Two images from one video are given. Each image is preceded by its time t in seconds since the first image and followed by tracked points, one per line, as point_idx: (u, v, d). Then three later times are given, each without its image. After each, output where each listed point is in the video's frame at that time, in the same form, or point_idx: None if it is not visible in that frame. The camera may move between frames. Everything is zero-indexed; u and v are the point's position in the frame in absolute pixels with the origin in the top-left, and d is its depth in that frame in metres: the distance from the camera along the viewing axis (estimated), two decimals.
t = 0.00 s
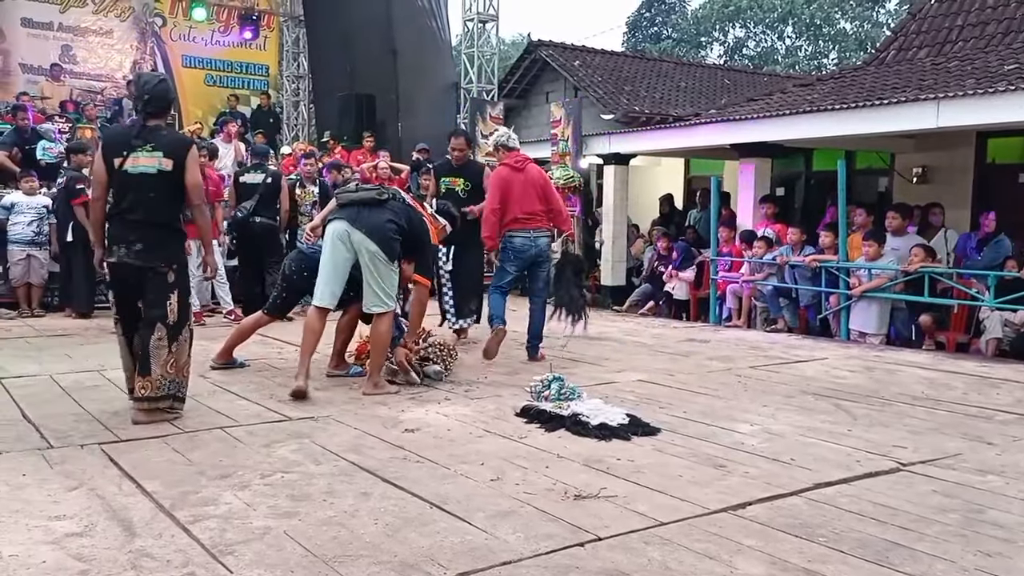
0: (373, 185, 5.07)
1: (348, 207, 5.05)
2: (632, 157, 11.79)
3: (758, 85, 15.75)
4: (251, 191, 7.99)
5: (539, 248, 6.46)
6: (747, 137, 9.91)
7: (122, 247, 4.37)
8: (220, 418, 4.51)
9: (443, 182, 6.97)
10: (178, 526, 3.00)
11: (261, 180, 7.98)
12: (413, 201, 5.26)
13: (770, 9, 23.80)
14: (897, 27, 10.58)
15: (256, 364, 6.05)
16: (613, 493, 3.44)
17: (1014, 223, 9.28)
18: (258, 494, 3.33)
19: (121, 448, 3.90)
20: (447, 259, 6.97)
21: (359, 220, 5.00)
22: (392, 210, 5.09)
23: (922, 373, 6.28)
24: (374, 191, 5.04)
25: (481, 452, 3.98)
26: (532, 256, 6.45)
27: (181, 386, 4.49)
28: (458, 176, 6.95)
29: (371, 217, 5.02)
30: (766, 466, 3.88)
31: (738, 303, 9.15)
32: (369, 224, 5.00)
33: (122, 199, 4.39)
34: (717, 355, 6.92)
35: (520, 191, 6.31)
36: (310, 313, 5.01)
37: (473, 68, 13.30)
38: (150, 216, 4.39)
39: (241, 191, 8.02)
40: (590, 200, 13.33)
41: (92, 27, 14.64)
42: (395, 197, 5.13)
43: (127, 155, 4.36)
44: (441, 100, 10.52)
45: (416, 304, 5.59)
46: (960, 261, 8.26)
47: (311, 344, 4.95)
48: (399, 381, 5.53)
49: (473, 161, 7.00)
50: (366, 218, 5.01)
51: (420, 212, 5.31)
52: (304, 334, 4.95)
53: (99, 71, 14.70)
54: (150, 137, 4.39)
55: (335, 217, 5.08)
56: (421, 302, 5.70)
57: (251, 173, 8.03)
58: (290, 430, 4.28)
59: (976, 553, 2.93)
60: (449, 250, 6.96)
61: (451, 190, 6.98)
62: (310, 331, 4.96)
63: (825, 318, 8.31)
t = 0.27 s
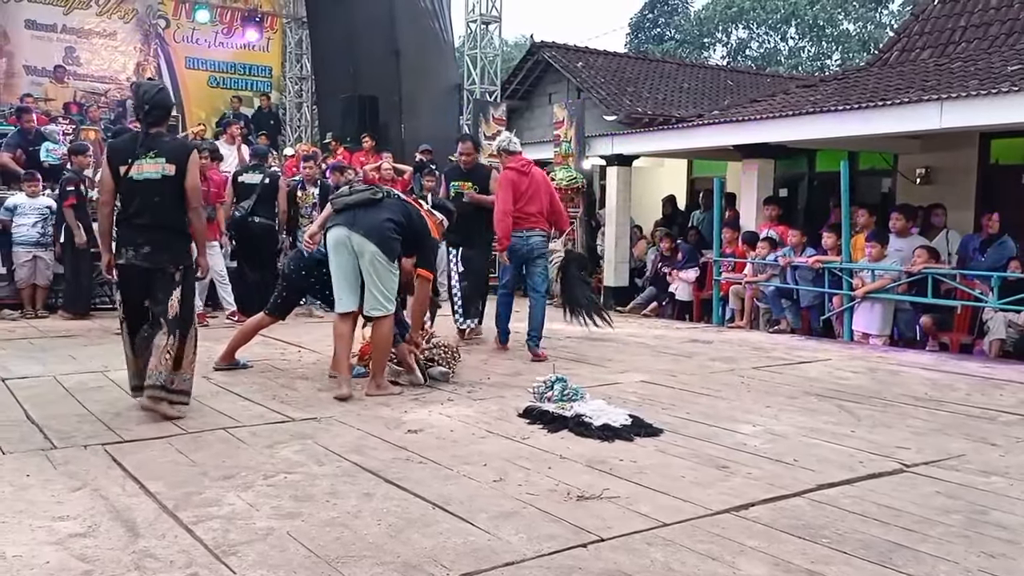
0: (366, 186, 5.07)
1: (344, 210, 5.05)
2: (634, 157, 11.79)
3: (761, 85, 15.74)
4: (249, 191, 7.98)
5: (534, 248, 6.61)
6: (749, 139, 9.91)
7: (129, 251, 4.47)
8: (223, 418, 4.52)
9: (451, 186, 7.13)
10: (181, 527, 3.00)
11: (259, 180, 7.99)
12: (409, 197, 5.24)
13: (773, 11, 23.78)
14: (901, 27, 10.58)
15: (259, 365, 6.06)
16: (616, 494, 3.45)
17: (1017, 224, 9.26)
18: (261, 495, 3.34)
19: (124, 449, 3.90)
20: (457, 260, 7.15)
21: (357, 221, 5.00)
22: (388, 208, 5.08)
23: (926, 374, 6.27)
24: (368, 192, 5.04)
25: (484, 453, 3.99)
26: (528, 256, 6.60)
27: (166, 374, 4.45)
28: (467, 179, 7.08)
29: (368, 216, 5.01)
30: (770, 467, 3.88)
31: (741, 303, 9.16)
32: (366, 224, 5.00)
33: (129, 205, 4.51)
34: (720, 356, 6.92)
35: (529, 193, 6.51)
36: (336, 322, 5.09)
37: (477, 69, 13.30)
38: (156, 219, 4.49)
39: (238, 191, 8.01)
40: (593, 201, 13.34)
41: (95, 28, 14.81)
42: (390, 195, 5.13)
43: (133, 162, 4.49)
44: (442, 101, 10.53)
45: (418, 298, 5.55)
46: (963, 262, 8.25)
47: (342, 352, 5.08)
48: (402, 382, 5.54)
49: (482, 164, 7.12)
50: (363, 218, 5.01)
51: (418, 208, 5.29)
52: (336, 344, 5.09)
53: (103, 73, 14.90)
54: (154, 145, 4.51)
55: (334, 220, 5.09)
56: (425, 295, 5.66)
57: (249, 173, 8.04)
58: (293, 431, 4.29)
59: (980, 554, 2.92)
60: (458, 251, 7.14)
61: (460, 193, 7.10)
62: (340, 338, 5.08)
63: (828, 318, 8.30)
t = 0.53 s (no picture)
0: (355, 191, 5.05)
1: (335, 218, 5.05)
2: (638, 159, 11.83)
3: (764, 86, 15.73)
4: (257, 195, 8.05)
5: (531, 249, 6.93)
6: (751, 140, 9.92)
7: (131, 249, 4.62)
8: (226, 419, 4.52)
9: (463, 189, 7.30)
10: (185, 527, 3.01)
11: (266, 184, 8.11)
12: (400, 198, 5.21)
13: (776, 11, 23.75)
14: (903, 28, 10.57)
15: (262, 366, 6.06)
16: (618, 495, 3.45)
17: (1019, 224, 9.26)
18: (264, 496, 3.34)
19: (127, 450, 3.91)
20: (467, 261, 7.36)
21: (349, 227, 4.99)
22: (379, 209, 5.05)
23: (929, 374, 6.27)
24: (358, 197, 5.03)
25: (486, 453, 3.99)
26: (525, 257, 6.89)
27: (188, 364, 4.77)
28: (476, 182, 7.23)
29: (360, 221, 5.00)
30: (773, 467, 3.88)
31: (743, 304, 9.16)
32: (359, 229, 4.98)
33: (128, 205, 4.63)
34: (722, 357, 6.92)
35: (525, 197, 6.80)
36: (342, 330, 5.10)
37: (479, 70, 13.30)
38: (156, 218, 4.63)
39: (247, 195, 8.09)
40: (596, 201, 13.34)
41: (99, 30, 14.83)
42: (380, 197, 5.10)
43: (133, 162, 4.60)
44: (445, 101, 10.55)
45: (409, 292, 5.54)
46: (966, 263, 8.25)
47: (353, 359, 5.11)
48: (404, 383, 5.56)
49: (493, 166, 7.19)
50: (355, 224, 5.00)
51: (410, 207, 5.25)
52: (344, 350, 5.13)
53: (106, 74, 14.91)
54: (153, 146, 4.62)
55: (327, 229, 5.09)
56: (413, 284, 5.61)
57: (256, 176, 8.11)
58: (296, 432, 4.29)
59: (982, 555, 2.92)
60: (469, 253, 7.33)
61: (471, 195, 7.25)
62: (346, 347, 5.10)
63: (831, 319, 8.30)
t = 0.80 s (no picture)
0: (345, 193, 4.97)
1: (331, 226, 5.03)
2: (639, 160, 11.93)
3: (766, 87, 15.71)
4: (261, 197, 8.38)
5: (540, 247, 7.08)
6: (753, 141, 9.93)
7: (139, 251, 4.72)
8: (228, 419, 4.52)
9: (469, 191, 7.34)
10: (187, 527, 3.01)
11: (270, 186, 8.38)
12: (390, 182, 5.10)
13: (778, 12, 23.72)
14: (906, 28, 10.56)
15: (265, 367, 6.07)
16: (620, 496, 3.44)
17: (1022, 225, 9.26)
18: (266, 496, 3.34)
19: (130, 450, 3.92)
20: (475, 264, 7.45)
21: (348, 234, 4.99)
22: (373, 205, 5.00)
23: (931, 375, 6.26)
24: (349, 202, 4.96)
25: (489, 454, 3.99)
26: (535, 255, 7.03)
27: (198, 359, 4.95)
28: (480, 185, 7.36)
29: (357, 225, 4.97)
30: (775, 468, 3.88)
31: (745, 305, 9.16)
32: (358, 234, 4.98)
33: (135, 208, 4.74)
34: (724, 358, 6.92)
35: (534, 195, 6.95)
36: (340, 333, 5.08)
37: (481, 71, 13.31)
38: (164, 220, 4.77)
39: (254, 197, 8.40)
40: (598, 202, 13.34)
41: (101, 31, 15.00)
42: (371, 191, 5.02)
43: (140, 165, 4.72)
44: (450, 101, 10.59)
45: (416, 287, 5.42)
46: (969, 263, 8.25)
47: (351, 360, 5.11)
48: (406, 383, 5.58)
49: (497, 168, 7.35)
50: (352, 229, 4.98)
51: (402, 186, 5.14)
52: (342, 351, 5.12)
53: (109, 75, 15.16)
54: (159, 150, 4.76)
55: (326, 235, 5.08)
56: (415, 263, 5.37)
57: (260, 178, 8.36)
58: (298, 432, 4.29)
59: (985, 556, 2.92)
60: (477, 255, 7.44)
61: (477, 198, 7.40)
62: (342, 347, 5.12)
63: (833, 320, 8.30)
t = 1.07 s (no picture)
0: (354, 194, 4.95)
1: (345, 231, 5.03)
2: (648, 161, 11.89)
3: (777, 87, 15.67)
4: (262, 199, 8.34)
5: (560, 252, 7.31)
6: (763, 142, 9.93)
7: (156, 254, 5.01)
8: (239, 420, 4.54)
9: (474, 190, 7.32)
10: (198, 528, 3.02)
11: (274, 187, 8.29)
12: (393, 174, 5.11)
13: (788, 12, 23.63)
14: (917, 28, 10.52)
15: (275, 367, 6.08)
16: (631, 497, 3.44)
17: None
18: (277, 497, 3.35)
19: (141, 450, 3.94)
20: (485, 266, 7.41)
21: (364, 236, 5.02)
22: (382, 199, 5.02)
23: (942, 377, 6.23)
24: (360, 204, 4.94)
25: (498, 455, 4.00)
26: (556, 260, 7.28)
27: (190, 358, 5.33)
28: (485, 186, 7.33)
29: (373, 226, 5.00)
30: (786, 470, 3.87)
31: (754, 306, 9.14)
32: (374, 235, 5.01)
33: (153, 213, 5.00)
34: (734, 359, 6.90)
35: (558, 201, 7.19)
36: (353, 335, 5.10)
37: (491, 72, 13.33)
38: (179, 225, 5.09)
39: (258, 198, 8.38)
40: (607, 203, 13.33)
41: (113, 34, 15.22)
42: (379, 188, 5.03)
43: (159, 174, 5.00)
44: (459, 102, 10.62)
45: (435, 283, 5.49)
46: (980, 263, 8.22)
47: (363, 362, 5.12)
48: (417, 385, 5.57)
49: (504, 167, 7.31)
50: (367, 229, 5.01)
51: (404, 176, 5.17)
52: (353, 352, 5.10)
53: (121, 78, 15.40)
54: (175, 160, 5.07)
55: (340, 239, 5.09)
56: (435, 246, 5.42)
57: (265, 180, 8.32)
58: (309, 433, 4.31)
59: (997, 559, 2.90)
60: (486, 257, 7.40)
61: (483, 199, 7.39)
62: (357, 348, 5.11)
63: (843, 321, 8.27)
